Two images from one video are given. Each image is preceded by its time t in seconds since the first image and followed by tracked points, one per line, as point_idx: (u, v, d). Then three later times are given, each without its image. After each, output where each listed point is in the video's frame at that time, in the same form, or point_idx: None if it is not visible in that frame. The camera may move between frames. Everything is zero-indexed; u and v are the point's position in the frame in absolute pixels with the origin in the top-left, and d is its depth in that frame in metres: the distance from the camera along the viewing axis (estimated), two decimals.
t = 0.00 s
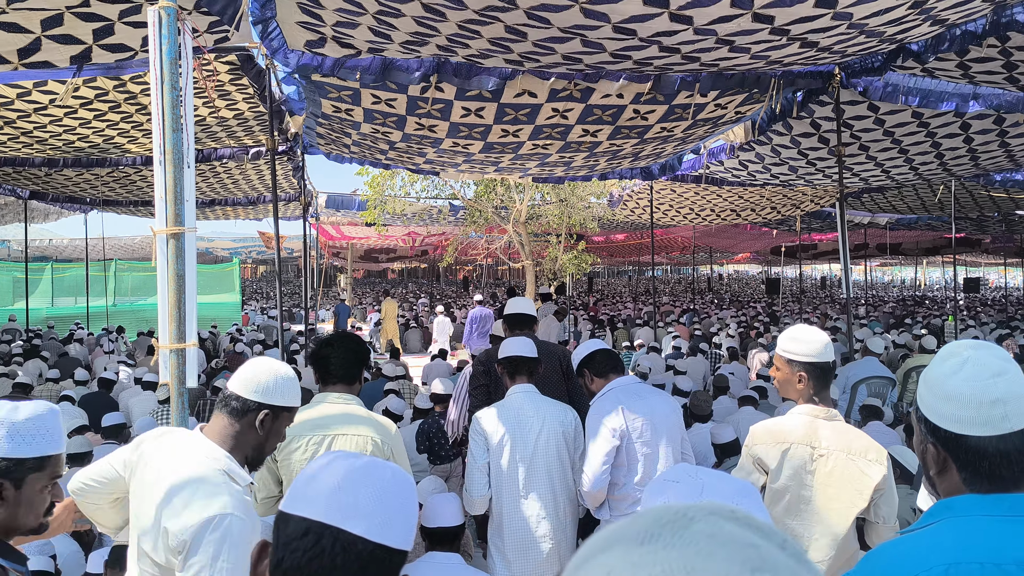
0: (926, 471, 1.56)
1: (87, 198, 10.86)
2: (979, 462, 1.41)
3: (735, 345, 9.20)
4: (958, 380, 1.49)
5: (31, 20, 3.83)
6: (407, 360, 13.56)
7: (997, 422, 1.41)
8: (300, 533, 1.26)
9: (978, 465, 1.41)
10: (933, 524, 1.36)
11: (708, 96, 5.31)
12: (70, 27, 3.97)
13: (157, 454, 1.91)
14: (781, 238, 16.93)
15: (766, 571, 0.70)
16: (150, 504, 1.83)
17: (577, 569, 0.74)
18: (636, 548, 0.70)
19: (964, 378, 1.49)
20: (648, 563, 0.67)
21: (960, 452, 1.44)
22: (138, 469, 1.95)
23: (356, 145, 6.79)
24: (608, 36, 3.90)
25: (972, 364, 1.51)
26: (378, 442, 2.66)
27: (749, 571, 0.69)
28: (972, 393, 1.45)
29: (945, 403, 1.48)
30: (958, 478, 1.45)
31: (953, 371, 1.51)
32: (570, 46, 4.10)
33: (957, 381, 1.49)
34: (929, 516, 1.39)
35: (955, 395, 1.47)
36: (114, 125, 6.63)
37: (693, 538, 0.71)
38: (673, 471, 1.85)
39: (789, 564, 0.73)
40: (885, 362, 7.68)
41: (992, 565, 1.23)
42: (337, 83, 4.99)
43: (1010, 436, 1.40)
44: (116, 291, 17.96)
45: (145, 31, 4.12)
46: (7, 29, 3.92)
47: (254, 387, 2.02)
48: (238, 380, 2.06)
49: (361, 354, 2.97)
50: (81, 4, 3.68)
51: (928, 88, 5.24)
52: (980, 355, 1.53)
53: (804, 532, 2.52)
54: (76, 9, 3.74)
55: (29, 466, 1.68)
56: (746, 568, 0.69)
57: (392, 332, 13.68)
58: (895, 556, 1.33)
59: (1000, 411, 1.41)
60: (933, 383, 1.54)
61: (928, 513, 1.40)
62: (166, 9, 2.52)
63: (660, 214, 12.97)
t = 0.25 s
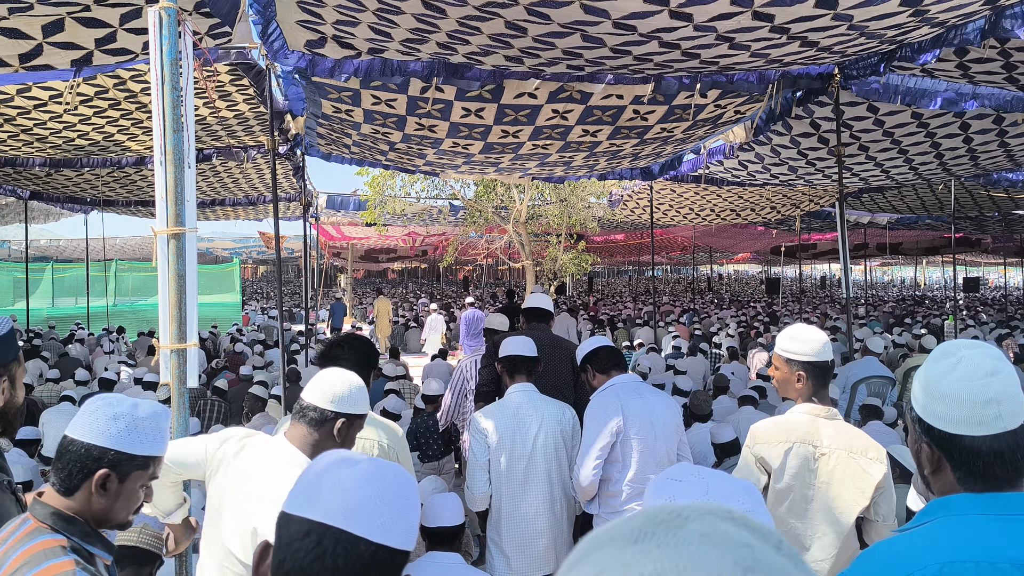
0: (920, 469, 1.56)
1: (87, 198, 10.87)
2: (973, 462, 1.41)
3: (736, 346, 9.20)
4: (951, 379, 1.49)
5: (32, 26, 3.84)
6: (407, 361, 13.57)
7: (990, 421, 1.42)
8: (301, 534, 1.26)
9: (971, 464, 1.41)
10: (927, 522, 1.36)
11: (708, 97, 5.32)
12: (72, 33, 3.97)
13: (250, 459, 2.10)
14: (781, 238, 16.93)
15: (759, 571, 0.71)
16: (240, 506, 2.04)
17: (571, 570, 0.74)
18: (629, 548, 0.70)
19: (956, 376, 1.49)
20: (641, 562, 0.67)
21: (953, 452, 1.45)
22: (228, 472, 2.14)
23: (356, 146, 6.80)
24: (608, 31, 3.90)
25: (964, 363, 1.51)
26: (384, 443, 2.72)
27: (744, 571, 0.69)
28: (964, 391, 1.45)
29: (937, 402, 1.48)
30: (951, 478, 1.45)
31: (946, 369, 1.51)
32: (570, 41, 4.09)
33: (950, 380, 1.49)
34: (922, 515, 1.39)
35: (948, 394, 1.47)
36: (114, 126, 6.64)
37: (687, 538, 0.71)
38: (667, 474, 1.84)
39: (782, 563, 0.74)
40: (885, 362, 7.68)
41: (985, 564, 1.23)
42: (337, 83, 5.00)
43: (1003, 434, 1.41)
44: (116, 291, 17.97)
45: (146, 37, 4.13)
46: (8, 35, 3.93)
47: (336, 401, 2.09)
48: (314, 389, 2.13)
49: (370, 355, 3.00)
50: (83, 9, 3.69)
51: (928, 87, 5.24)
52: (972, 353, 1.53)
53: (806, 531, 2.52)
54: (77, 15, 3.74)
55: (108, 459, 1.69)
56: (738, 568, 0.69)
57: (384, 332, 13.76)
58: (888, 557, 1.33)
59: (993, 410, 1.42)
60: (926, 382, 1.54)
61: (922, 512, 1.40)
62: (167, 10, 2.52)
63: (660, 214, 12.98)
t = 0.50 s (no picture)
0: (918, 470, 1.56)
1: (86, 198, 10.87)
2: (971, 463, 1.41)
3: (736, 346, 9.18)
4: (950, 381, 1.49)
5: (31, 29, 3.84)
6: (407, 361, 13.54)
7: (989, 423, 1.41)
8: (301, 537, 1.25)
9: (969, 466, 1.41)
10: (924, 524, 1.36)
11: (708, 96, 5.32)
12: (70, 35, 3.97)
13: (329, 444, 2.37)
14: (782, 238, 16.92)
15: None
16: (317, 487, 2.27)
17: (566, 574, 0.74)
18: (624, 552, 0.70)
19: (956, 378, 1.49)
20: (636, 567, 0.67)
21: (951, 454, 1.44)
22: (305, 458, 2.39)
23: (355, 145, 6.79)
24: (608, 28, 3.90)
25: (964, 365, 1.51)
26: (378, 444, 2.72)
27: None
28: (963, 394, 1.45)
29: (936, 403, 1.48)
30: (950, 479, 1.45)
31: (944, 371, 1.51)
32: (570, 37, 4.09)
33: (949, 382, 1.49)
34: (920, 516, 1.39)
35: (947, 396, 1.47)
36: (113, 125, 6.64)
37: (683, 543, 0.71)
38: (668, 474, 1.84)
39: (776, 567, 0.74)
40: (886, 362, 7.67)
41: (983, 566, 1.22)
42: (337, 83, 4.99)
43: (1001, 436, 1.41)
44: (115, 292, 17.95)
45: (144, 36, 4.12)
46: (6, 37, 3.92)
47: (416, 399, 2.48)
48: (398, 388, 2.50)
49: (367, 356, 3.01)
50: (82, 13, 3.68)
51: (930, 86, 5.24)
52: (972, 355, 1.53)
53: (808, 532, 2.51)
54: (75, 18, 3.74)
55: (205, 461, 1.79)
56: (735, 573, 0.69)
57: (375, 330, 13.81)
58: (888, 559, 1.32)
59: (991, 412, 1.42)
60: (924, 384, 1.54)
61: (919, 513, 1.39)
62: (165, 9, 2.52)
63: (660, 214, 12.97)
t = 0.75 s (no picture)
0: (918, 469, 1.56)
1: (87, 199, 10.88)
2: (971, 464, 1.41)
3: (737, 346, 9.18)
4: (953, 381, 1.48)
5: (29, 26, 3.83)
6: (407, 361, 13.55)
7: (992, 425, 1.41)
8: (307, 537, 1.26)
9: (970, 467, 1.41)
10: (924, 524, 1.36)
11: (708, 96, 5.32)
12: (69, 32, 3.97)
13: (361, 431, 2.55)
14: (782, 238, 16.91)
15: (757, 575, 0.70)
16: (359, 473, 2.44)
17: (568, 571, 0.74)
18: (627, 547, 0.70)
19: (959, 379, 1.48)
20: (639, 562, 0.67)
21: (952, 454, 1.44)
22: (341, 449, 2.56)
23: (355, 145, 6.79)
24: (608, 28, 3.89)
25: (967, 364, 1.49)
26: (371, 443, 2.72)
27: (740, 574, 0.69)
28: (965, 395, 1.44)
29: (938, 403, 1.47)
30: (951, 479, 1.45)
31: (947, 372, 1.50)
32: (570, 37, 4.09)
33: (953, 382, 1.48)
34: (920, 515, 1.39)
35: (949, 397, 1.46)
36: (113, 126, 6.64)
37: (685, 540, 0.71)
38: (667, 474, 1.84)
39: (778, 565, 0.74)
40: (887, 362, 7.67)
41: (980, 566, 1.22)
42: (337, 83, 5.00)
43: (1002, 438, 1.40)
44: (115, 292, 17.95)
45: (144, 34, 4.12)
46: (6, 34, 3.93)
47: (437, 374, 2.71)
48: (418, 365, 2.74)
49: (359, 356, 3.01)
50: (81, 9, 3.68)
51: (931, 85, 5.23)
52: (977, 355, 1.52)
53: (807, 532, 2.51)
54: (74, 15, 3.74)
55: (306, 446, 1.89)
56: (737, 572, 0.69)
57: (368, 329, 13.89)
58: (886, 560, 1.32)
59: (994, 413, 1.41)
60: (926, 383, 1.53)
61: (919, 513, 1.39)
62: (165, 8, 2.52)
63: (660, 214, 12.96)
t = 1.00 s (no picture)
0: (920, 467, 1.54)
1: (88, 199, 10.89)
2: (974, 464, 1.39)
3: (737, 346, 9.18)
4: (960, 379, 1.45)
5: (30, 23, 3.84)
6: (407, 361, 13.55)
7: (999, 424, 1.38)
8: (313, 534, 1.26)
9: (974, 466, 1.39)
10: (923, 523, 1.36)
11: (709, 96, 5.32)
12: (69, 29, 3.97)
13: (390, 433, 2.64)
14: (782, 239, 16.90)
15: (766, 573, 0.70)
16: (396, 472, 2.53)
17: (578, 568, 0.74)
18: (637, 545, 0.70)
19: (966, 378, 1.45)
20: (649, 560, 0.68)
21: (956, 452, 1.42)
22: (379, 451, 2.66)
23: (355, 145, 6.80)
24: (608, 26, 3.90)
25: (975, 365, 1.46)
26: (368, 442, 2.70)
27: (750, 572, 0.69)
28: (972, 394, 1.42)
29: (946, 402, 1.44)
30: (952, 477, 1.43)
31: (954, 370, 1.47)
32: (570, 37, 4.09)
33: (960, 380, 1.45)
34: (919, 514, 1.39)
35: (956, 395, 1.44)
36: (114, 125, 6.65)
37: (695, 537, 0.71)
38: (663, 474, 1.84)
39: (787, 564, 0.74)
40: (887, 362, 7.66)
41: (980, 565, 1.23)
42: (338, 83, 5.00)
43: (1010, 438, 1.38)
44: (116, 292, 17.96)
45: (144, 32, 4.12)
46: (7, 32, 3.93)
47: (460, 366, 2.72)
48: (440, 359, 2.76)
49: (352, 355, 3.01)
50: (81, 7, 3.68)
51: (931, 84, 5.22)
52: (985, 355, 1.48)
53: (805, 531, 2.51)
54: (75, 13, 3.74)
55: (378, 435, 2.00)
56: (746, 570, 0.69)
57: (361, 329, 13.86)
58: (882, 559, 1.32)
59: (1000, 414, 1.38)
60: (933, 381, 1.50)
61: (918, 511, 1.40)
62: (167, 9, 2.52)
63: (660, 214, 12.95)
